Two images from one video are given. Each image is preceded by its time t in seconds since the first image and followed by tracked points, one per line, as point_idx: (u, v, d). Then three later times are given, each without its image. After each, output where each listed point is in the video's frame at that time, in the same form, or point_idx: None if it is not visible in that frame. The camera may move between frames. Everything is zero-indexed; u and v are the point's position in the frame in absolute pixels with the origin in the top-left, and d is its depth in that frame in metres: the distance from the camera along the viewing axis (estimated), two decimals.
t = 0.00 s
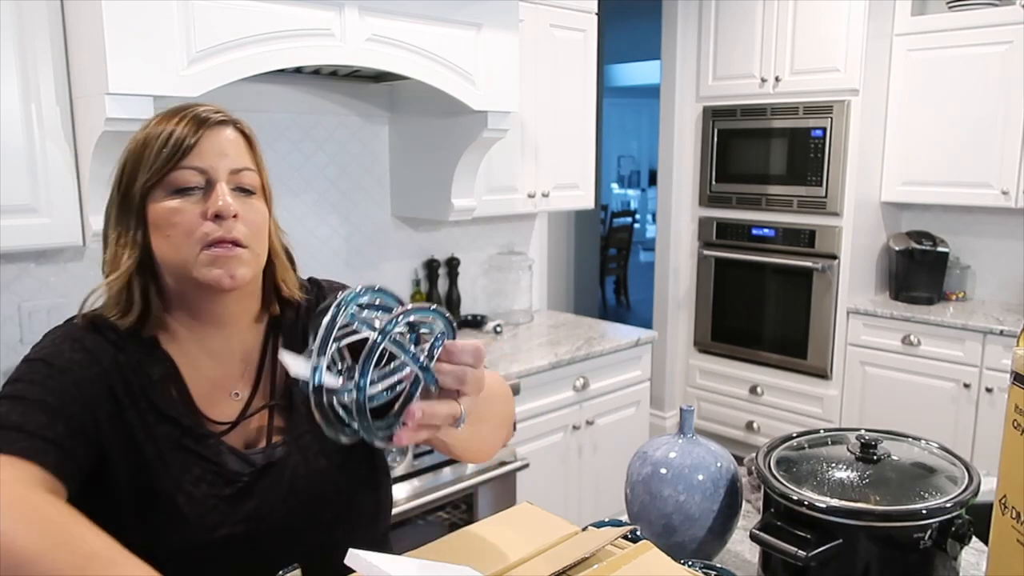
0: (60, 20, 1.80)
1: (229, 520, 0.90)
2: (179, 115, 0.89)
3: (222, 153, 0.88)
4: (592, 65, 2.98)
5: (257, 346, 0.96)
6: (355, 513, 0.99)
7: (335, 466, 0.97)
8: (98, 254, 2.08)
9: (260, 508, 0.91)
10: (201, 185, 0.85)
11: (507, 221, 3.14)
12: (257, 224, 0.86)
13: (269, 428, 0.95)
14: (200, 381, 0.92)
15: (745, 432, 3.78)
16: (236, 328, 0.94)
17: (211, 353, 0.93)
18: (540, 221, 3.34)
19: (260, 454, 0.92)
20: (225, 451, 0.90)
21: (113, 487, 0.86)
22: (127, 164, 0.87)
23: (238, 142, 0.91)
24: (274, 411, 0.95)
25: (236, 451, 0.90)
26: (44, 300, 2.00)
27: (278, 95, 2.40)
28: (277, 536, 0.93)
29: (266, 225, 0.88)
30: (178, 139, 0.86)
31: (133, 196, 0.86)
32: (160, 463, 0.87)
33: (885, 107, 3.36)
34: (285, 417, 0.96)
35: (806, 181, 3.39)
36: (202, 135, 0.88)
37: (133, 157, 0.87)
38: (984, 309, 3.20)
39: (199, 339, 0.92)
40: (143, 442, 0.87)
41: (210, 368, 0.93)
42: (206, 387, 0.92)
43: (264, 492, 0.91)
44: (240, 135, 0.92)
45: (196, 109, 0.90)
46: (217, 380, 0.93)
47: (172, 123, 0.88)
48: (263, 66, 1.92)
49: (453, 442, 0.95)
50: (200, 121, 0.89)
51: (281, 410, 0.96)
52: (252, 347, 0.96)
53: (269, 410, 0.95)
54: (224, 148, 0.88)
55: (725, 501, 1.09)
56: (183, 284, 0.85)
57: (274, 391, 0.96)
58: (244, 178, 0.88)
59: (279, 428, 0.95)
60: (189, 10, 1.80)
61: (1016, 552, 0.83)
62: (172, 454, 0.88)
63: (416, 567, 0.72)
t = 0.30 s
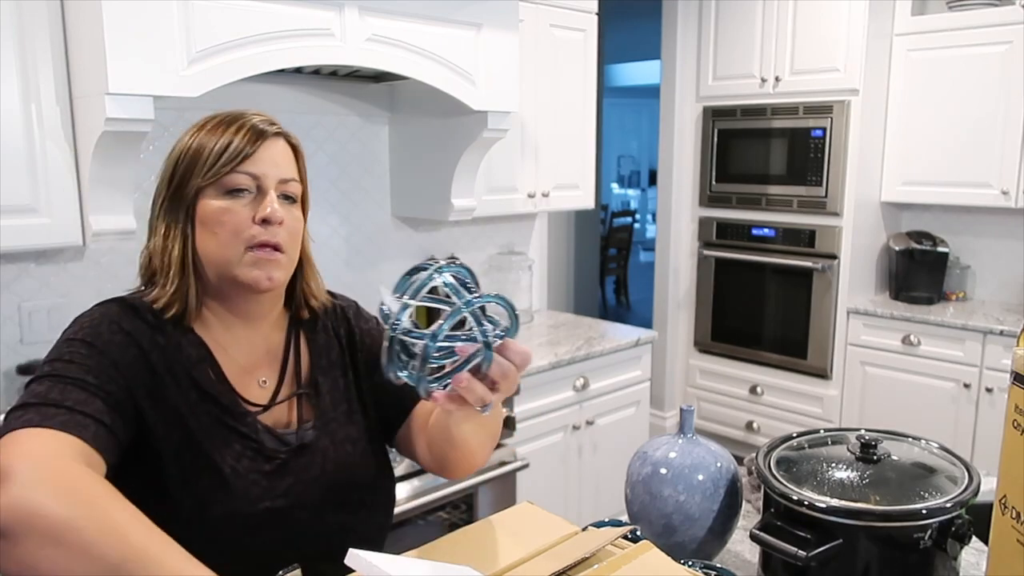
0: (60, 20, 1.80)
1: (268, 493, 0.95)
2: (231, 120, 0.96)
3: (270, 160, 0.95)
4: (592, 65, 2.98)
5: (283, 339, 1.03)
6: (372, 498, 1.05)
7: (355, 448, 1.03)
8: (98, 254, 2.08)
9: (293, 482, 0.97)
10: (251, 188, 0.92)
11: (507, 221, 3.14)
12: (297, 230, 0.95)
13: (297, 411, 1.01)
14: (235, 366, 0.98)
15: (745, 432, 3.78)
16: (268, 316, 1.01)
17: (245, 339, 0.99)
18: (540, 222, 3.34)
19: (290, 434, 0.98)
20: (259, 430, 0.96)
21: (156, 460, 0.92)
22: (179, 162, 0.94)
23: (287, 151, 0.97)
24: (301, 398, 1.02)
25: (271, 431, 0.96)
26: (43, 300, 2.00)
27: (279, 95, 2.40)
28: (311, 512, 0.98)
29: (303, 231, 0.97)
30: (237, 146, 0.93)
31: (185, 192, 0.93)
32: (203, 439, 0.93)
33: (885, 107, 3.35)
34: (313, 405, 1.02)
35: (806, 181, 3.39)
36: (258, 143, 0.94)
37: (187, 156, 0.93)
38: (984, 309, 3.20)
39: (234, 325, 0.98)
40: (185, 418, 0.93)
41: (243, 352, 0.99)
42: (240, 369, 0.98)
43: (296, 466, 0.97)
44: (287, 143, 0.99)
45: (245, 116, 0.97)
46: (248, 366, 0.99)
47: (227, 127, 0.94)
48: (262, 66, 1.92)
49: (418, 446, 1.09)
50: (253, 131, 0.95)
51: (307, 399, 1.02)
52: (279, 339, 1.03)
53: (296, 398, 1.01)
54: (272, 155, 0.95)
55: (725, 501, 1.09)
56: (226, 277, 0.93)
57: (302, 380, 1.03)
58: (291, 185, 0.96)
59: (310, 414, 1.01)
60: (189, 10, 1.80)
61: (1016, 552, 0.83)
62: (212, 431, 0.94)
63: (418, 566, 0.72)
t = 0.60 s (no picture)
0: (60, 21, 1.80)
1: (260, 482, 1.00)
2: (237, 128, 1.00)
3: (274, 170, 0.99)
4: (592, 66, 2.98)
5: (280, 337, 1.09)
6: (366, 489, 1.11)
7: (351, 442, 1.09)
8: (98, 254, 2.08)
9: (287, 471, 1.02)
10: (251, 198, 0.97)
11: (507, 221, 3.14)
12: (293, 240, 1.01)
13: (294, 405, 1.06)
14: (233, 361, 1.03)
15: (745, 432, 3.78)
16: (263, 315, 1.06)
17: (242, 336, 1.05)
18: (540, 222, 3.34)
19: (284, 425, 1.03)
20: (253, 420, 1.00)
21: (149, 454, 0.95)
22: (184, 167, 0.98)
23: (291, 160, 1.02)
24: (298, 393, 1.06)
25: (265, 422, 1.01)
26: (44, 300, 2.00)
27: (279, 95, 2.40)
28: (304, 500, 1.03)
29: (300, 240, 1.03)
30: (243, 155, 0.97)
31: (187, 196, 0.98)
32: (197, 430, 0.97)
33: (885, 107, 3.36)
34: (307, 399, 1.07)
35: (806, 181, 3.39)
36: (264, 153, 0.99)
37: (192, 162, 0.98)
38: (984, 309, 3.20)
39: (230, 323, 1.03)
40: (178, 412, 0.96)
41: (238, 349, 1.04)
42: (236, 365, 1.03)
43: (291, 456, 1.02)
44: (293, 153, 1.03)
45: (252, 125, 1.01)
46: (245, 360, 1.04)
47: (233, 134, 0.98)
48: (262, 65, 1.92)
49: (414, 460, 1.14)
50: (261, 139, 0.99)
51: (304, 394, 1.07)
52: (276, 337, 1.09)
53: (293, 393, 1.06)
54: (276, 165, 1.00)
55: (725, 501, 1.09)
56: (221, 281, 0.98)
57: (299, 379, 1.08)
58: (292, 196, 1.01)
59: (306, 406, 1.06)
60: (189, 9, 1.79)
61: (1016, 552, 0.83)
62: (207, 423, 0.98)
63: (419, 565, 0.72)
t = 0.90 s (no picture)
0: (60, 21, 1.80)
1: (263, 479, 1.00)
2: (238, 131, 0.99)
3: (273, 175, 0.99)
4: (592, 66, 2.98)
5: (286, 339, 1.09)
6: (369, 490, 1.11)
7: (355, 442, 1.09)
8: (98, 254, 2.08)
9: (290, 469, 1.02)
10: (247, 205, 0.97)
11: (507, 221, 3.14)
12: (291, 247, 1.00)
13: (300, 406, 1.06)
14: (239, 360, 1.03)
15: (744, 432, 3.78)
16: (269, 316, 1.06)
17: (248, 336, 1.05)
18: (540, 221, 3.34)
19: (290, 424, 1.03)
20: (258, 417, 1.00)
21: (153, 449, 0.96)
22: (186, 171, 0.98)
23: (289, 165, 1.02)
24: (304, 393, 1.07)
25: (270, 420, 1.01)
26: (44, 300, 2.00)
27: (278, 95, 2.40)
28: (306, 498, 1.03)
29: (300, 245, 1.03)
30: (241, 160, 0.97)
31: (188, 200, 0.98)
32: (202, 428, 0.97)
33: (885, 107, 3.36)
34: (314, 400, 1.07)
35: (806, 181, 3.39)
36: (261, 158, 0.98)
37: (194, 165, 0.98)
38: (984, 309, 3.20)
39: (236, 325, 1.03)
40: (183, 410, 0.96)
41: (246, 350, 1.04)
42: (243, 364, 1.03)
43: (295, 454, 1.02)
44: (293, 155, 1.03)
45: (253, 128, 1.01)
46: (251, 359, 1.04)
47: (233, 138, 0.98)
48: (262, 65, 1.92)
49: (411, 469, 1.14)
50: (260, 143, 0.99)
51: (309, 394, 1.07)
52: (282, 338, 1.09)
53: (299, 393, 1.06)
54: (276, 170, 0.99)
55: (725, 501, 1.09)
56: (220, 285, 0.99)
57: (306, 380, 1.08)
58: (290, 202, 1.01)
59: (312, 407, 1.06)
60: (189, 9, 1.79)
61: (1016, 552, 0.83)
62: (212, 420, 0.98)
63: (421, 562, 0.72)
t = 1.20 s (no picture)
0: (60, 21, 1.80)
1: (264, 482, 0.99)
2: (254, 132, 1.00)
3: (287, 177, 1.00)
4: (592, 66, 2.98)
5: (297, 341, 1.11)
6: (374, 496, 1.09)
7: (363, 446, 1.09)
8: (98, 254, 2.08)
9: (293, 472, 1.01)
10: (260, 207, 0.98)
11: (507, 221, 3.14)
12: (304, 249, 1.01)
13: (307, 408, 1.07)
14: (247, 362, 1.05)
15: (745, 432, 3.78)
16: (278, 317, 1.08)
17: (257, 338, 1.07)
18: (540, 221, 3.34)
19: (293, 427, 1.03)
20: (262, 421, 1.01)
21: (144, 453, 0.96)
22: (201, 173, 0.99)
23: (305, 166, 1.02)
24: (313, 396, 1.08)
25: (273, 422, 1.02)
26: (44, 300, 2.00)
27: (278, 95, 2.40)
28: (310, 502, 1.02)
29: (313, 247, 1.03)
30: (256, 162, 0.98)
31: (202, 202, 0.99)
32: (199, 430, 0.98)
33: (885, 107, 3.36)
34: (323, 403, 1.08)
35: (806, 181, 3.39)
36: (276, 159, 0.99)
37: (210, 165, 0.99)
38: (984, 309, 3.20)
39: (244, 325, 1.05)
40: (177, 411, 0.97)
41: (252, 351, 1.06)
42: (250, 367, 1.05)
43: (298, 457, 1.02)
44: (309, 157, 1.03)
45: (270, 129, 1.01)
46: (259, 362, 1.06)
47: (249, 139, 0.99)
48: (262, 66, 1.92)
49: (422, 474, 1.13)
50: (276, 145, 1.00)
51: (317, 397, 1.08)
52: (292, 341, 1.10)
53: (308, 396, 1.07)
54: (290, 173, 1.00)
55: (725, 501, 1.09)
56: (229, 287, 1.00)
57: (315, 383, 1.09)
58: (303, 204, 1.01)
59: (319, 410, 1.07)
60: (189, 9, 1.79)
61: (1016, 552, 0.83)
62: (210, 423, 0.99)
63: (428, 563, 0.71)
